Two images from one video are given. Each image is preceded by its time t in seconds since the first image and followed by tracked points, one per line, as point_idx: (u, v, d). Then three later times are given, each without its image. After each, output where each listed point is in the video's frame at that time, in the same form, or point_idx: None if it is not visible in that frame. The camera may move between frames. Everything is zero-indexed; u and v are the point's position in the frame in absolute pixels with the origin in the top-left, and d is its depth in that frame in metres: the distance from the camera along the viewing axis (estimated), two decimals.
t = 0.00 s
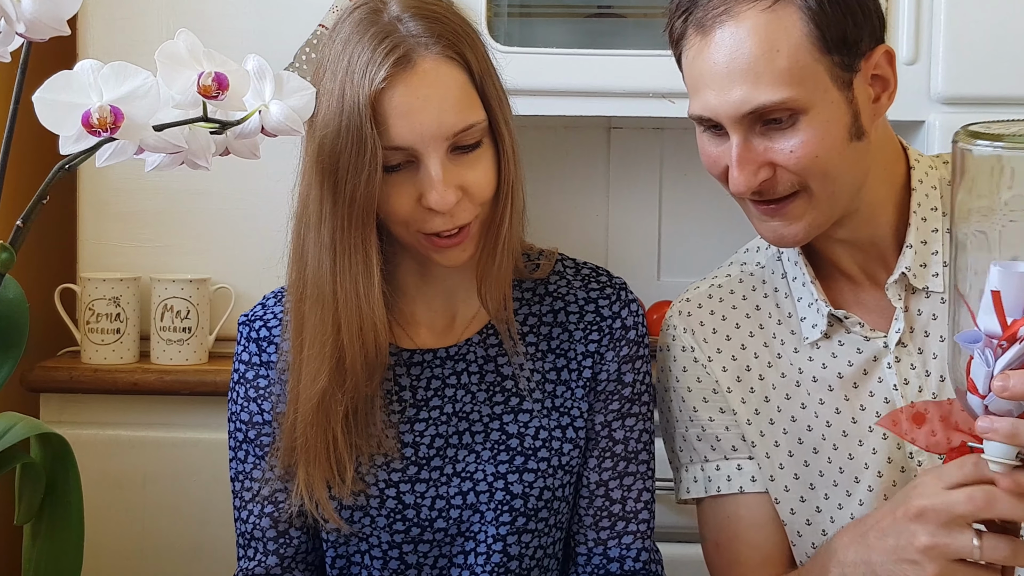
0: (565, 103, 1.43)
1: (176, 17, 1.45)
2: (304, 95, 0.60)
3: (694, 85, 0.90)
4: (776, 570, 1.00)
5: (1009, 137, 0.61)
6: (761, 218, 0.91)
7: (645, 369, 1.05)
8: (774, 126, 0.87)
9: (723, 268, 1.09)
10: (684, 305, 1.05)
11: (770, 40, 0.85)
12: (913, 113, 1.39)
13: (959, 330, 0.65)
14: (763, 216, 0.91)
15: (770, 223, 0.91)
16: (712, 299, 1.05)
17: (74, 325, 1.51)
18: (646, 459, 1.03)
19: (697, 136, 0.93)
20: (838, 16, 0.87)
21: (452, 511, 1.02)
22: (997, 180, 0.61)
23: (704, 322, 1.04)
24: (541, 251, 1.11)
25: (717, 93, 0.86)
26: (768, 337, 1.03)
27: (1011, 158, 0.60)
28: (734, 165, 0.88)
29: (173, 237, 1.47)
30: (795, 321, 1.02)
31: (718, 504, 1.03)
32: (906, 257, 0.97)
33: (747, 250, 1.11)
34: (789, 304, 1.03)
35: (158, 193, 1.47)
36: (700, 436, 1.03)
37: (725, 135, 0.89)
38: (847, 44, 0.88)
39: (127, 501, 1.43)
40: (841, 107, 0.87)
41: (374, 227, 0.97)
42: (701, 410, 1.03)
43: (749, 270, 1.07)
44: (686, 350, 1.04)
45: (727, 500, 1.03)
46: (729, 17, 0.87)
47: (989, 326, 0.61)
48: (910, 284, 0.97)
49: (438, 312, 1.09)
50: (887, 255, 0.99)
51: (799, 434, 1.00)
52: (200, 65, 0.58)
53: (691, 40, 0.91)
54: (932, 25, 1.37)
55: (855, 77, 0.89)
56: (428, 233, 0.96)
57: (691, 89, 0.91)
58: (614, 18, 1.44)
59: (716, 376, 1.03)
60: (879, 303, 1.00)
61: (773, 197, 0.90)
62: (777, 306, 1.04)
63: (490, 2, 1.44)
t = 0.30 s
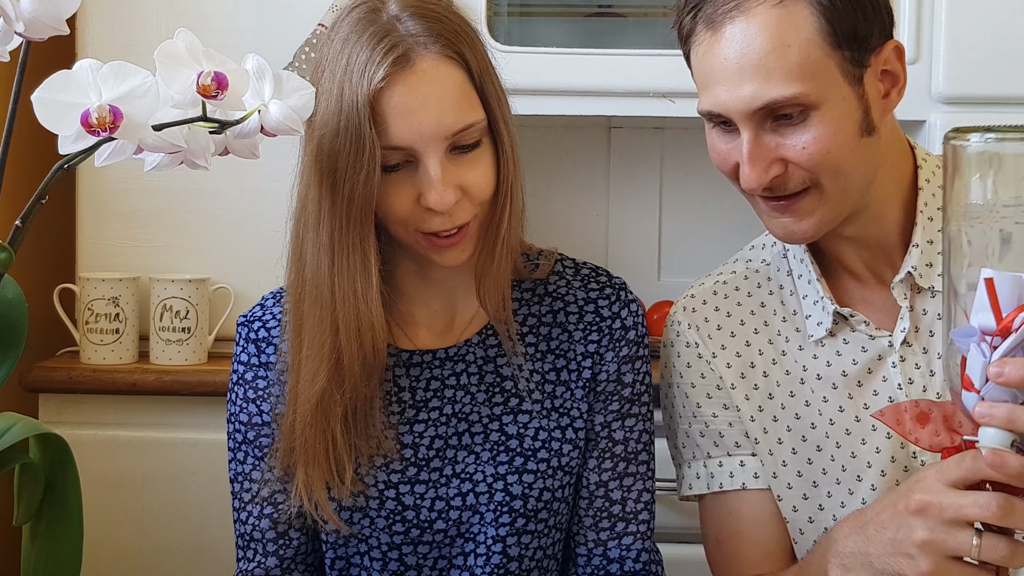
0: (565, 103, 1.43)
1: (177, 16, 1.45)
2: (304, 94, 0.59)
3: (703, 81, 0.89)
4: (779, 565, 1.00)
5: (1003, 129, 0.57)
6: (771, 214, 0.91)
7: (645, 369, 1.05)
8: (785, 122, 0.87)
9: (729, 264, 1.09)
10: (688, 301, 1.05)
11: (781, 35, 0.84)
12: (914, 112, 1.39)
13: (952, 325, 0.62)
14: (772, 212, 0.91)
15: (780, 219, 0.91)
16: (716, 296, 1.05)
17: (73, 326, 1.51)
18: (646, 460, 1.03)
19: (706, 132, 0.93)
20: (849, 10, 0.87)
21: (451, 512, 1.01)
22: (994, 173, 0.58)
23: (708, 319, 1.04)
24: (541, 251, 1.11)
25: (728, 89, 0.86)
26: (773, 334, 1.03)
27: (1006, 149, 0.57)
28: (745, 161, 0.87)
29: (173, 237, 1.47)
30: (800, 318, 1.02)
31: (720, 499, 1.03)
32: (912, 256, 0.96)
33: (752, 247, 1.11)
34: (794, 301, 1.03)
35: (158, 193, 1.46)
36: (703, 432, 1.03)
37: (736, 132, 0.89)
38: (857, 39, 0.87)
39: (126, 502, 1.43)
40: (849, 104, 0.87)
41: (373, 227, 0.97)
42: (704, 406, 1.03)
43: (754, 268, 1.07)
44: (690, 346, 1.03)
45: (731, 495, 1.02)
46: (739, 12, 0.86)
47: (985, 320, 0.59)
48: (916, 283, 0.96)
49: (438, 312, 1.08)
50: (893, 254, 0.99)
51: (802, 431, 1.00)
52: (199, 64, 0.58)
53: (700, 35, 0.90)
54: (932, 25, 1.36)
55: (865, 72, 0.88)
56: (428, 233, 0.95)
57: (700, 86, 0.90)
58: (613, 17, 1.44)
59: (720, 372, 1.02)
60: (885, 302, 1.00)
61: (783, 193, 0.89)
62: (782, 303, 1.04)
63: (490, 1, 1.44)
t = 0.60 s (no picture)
0: (565, 102, 1.43)
1: (177, 15, 1.45)
2: (303, 94, 0.59)
3: (721, 76, 0.88)
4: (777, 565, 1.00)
5: None
6: (791, 209, 0.91)
7: (645, 370, 1.05)
8: (807, 116, 0.86)
9: (732, 261, 1.09)
10: (691, 299, 1.05)
11: (799, 29, 0.84)
12: (915, 112, 1.39)
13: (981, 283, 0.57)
14: (792, 207, 0.90)
15: (800, 213, 0.90)
16: (719, 293, 1.05)
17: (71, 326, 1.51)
18: (647, 460, 1.03)
19: (722, 127, 0.92)
20: (866, 3, 0.86)
21: (450, 513, 1.01)
22: None
23: (711, 316, 1.04)
24: (541, 251, 1.11)
25: (750, 84, 0.85)
26: (776, 332, 1.03)
27: None
28: (769, 157, 0.87)
29: (173, 237, 1.47)
30: (803, 317, 1.02)
31: (719, 500, 1.03)
32: (916, 254, 0.96)
33: (756, 244, 1.10)
34: (797, 299, 1.02)
35: (158, 193, 1.46)
36: (701, 431, 1.03)
37: (755, 129, 0.88)
38: (874, 32, 0.87)
39: (125, 502, 1.43)
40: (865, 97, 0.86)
41: (372, 227, 0.97)
42: (704, 405, 1.02)
43: (757, 265, 1.06)
44: (692, 344, 1.03)
45: (730, 496, 1.02)
46: (758, 6, 0.85)
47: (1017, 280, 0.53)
48: (920, 280, 0.96)
49: (438, 313, 1.08)
50: (899, 252, 0.98)
51: (803, 430, 1.00)
52: (198, 64, 0.57)
53: (717, 29, 0.89)
54: (933, 25, 1.36)
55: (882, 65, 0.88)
56: (427, 233, 0.95)
57: (717, 82, 0.89)
58: (614, 16, 1.44)
59: (721, 370, 1.02)
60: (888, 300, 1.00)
61: (803, 188, 0.89)
62: (785, 302, 1.03)
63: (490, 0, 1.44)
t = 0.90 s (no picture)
0: (564, 101, 1.42)
1: (176, 14, 1.44)
2: (303, 93, 0.59)
3: (731, 74, 0.88)
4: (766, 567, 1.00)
5: None
6: (800, 206, 0.90)
7: (645, 370, 1.04)
8: (818, 113, 0.86)
9: (734, 258, 1.08)
10: (692, 296, 1.05)
11: (803, 26, 0.83)
12: (916, 111, 1.38)
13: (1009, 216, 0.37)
14: (800, 204, 0.90)
15: (807, 211, 0.90)
16: (720, 290, 1.04)
17: (70, 327, 1.50)
18: (647, 460, 1.03)
19: (731, 124, 0.92)
20: None
21: (450, 514, 1.01)
22: None
23: (710, 314, 1.03)
24: (541, 251, 1.10)
25: (760, 82, 0.85)
26: (775, 330, 1.02)
27: None
28: (780, 154, 0.86)
29: (172, 237, 1.46)
30: (804, 314, 1.01)
31: (709, 500, 1.04)
32: (920, 253, 0.95)
33: (760, 241, 1.10)
34: (799, 297, 1.02)
35: (158, 192, 1.46)
36: (691, 429, 1.04)
37: (766, 126, 0.88)
38: (885, 28, 0.86)
39: (124, 503, 1.42)
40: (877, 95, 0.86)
41: (372, 228, 0.97)
42: (697, 403, 1.03)
43: (760, 262, 1.06)
44: (690, 342, 1.03)
45: (720, 495, 1.03)
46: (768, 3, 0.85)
47: None
48: (923, 279, 0.96)
49: (438, 314, 1.08)
50: (902, 250, 0.98)
51: (802, 428, 1.00)
52: (198, 63, 0.57)
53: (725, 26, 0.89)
54: (934, 24, 1.36)
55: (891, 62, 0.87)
56: (426, 233, 0.95)
57: (727, 79, 0.89)
58: (615, 15, 1.44)
59: (717, 368, 1.02)
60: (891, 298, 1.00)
61: (811, 186, 0.88)
62: (786, 299, 1.02)
63: None
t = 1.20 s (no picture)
0: (564, 101, 1.42)
1: (176, 14, 1.44)
2: (303, 93, 0.59)
3: (748, 72, 0.87)
4: (778, 560, 0.98)
5: None
6: (814, 202, 0.89)
7: (644, 370, 1.04)
8: (837, 108, 0.85)
9: (739, 254, 1.08)
10: (698, 289, 1.04)
11: (807, 24, 0.83)
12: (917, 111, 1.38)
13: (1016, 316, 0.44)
14: (815, 200, 0.89)
15: (822, 206, 0.89)
16: (726, 283, 1.04)
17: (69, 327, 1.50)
18: (646, 460, 1.02)
19: (747, 122, 0.91)
20: None
21: (450, 514, 1.01)
22: None
23: (717, 306, 1.03)
24: (539, 251, 1.10)
25: (780, 79, 0.84)
26: (782, 324, 1.02)
27: None
28: (800, 149, 0.86)
29: (172, 238, 1.46)
30: (809, 309, 1.01)
31: (719, 493, 1.02)
32: (926, 250, 0.95)
33: (764, 238, 1.10)
34: (804, 292, 1.02)
35: (157, 193, 1.45)
36: (705, 422, 1.02)
37: (783, 121, 0.87)
38: (894, 26, 0.86)
39: (124, 503, 1.42)
40: (887, 92, 0.85)
41: (371, 226, 0.96)
42: (709, 395, 1.02)
43: (764, 259, 1.06)
44: (697, 334, 1.02)
45: (729, 488, 1.01)
46: None
47: None
48: (928, 277, 0.96)
49: (438, 314, 1.07)
50: (907, 248, 0.98)
51: (808, 422, 0.99)
52: (197, 62, 0.57)
53: (742, 24, 0.88)
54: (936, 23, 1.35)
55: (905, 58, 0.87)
56: (426, 232, 0.95)
57: (743, 78, 0.88)
58: (615, 15, 1.44)
59: (726, 360, 1.02)
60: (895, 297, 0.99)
61: (828, 181, 0.88)
62: (791, 294, 1.03)
63: None
